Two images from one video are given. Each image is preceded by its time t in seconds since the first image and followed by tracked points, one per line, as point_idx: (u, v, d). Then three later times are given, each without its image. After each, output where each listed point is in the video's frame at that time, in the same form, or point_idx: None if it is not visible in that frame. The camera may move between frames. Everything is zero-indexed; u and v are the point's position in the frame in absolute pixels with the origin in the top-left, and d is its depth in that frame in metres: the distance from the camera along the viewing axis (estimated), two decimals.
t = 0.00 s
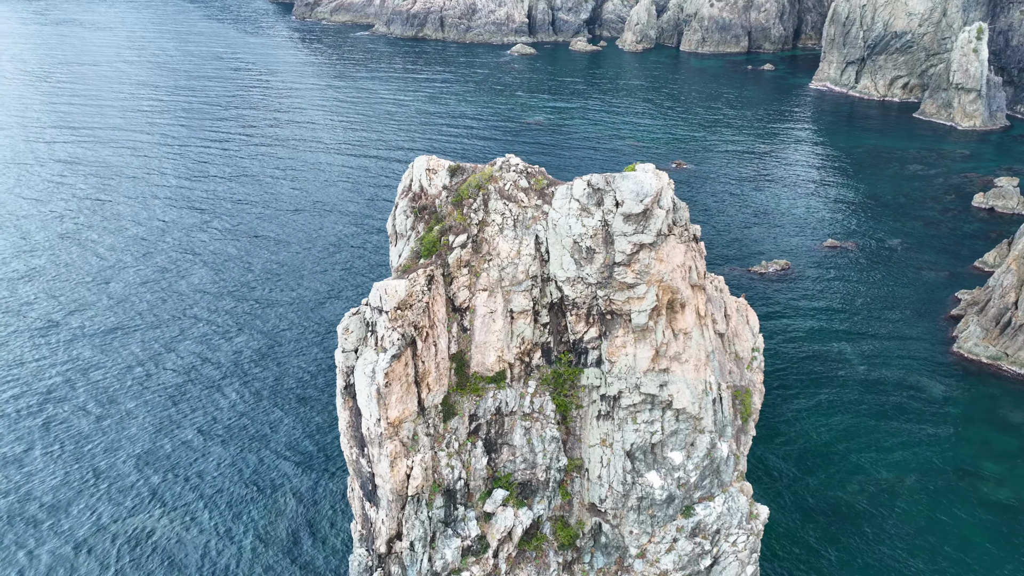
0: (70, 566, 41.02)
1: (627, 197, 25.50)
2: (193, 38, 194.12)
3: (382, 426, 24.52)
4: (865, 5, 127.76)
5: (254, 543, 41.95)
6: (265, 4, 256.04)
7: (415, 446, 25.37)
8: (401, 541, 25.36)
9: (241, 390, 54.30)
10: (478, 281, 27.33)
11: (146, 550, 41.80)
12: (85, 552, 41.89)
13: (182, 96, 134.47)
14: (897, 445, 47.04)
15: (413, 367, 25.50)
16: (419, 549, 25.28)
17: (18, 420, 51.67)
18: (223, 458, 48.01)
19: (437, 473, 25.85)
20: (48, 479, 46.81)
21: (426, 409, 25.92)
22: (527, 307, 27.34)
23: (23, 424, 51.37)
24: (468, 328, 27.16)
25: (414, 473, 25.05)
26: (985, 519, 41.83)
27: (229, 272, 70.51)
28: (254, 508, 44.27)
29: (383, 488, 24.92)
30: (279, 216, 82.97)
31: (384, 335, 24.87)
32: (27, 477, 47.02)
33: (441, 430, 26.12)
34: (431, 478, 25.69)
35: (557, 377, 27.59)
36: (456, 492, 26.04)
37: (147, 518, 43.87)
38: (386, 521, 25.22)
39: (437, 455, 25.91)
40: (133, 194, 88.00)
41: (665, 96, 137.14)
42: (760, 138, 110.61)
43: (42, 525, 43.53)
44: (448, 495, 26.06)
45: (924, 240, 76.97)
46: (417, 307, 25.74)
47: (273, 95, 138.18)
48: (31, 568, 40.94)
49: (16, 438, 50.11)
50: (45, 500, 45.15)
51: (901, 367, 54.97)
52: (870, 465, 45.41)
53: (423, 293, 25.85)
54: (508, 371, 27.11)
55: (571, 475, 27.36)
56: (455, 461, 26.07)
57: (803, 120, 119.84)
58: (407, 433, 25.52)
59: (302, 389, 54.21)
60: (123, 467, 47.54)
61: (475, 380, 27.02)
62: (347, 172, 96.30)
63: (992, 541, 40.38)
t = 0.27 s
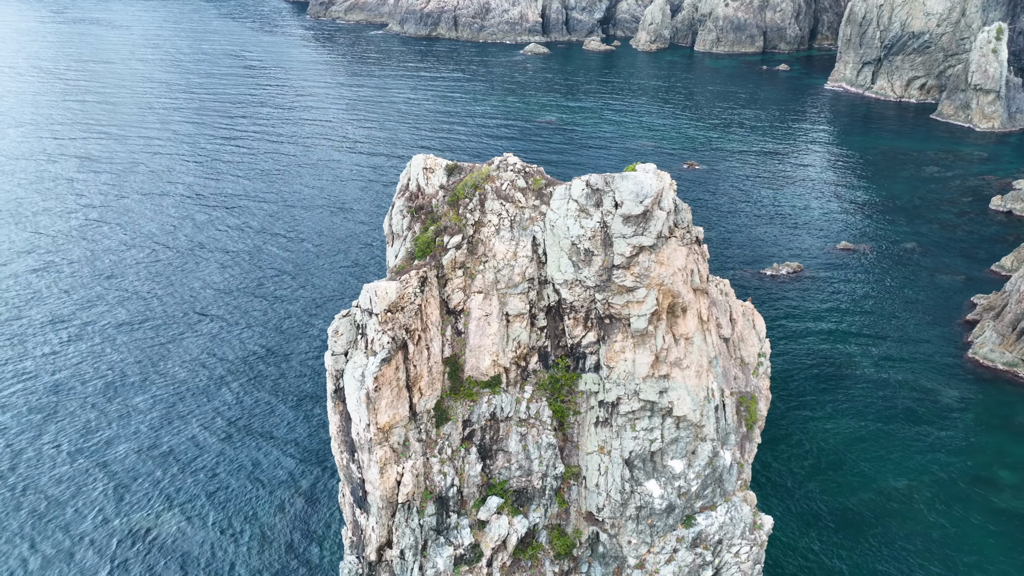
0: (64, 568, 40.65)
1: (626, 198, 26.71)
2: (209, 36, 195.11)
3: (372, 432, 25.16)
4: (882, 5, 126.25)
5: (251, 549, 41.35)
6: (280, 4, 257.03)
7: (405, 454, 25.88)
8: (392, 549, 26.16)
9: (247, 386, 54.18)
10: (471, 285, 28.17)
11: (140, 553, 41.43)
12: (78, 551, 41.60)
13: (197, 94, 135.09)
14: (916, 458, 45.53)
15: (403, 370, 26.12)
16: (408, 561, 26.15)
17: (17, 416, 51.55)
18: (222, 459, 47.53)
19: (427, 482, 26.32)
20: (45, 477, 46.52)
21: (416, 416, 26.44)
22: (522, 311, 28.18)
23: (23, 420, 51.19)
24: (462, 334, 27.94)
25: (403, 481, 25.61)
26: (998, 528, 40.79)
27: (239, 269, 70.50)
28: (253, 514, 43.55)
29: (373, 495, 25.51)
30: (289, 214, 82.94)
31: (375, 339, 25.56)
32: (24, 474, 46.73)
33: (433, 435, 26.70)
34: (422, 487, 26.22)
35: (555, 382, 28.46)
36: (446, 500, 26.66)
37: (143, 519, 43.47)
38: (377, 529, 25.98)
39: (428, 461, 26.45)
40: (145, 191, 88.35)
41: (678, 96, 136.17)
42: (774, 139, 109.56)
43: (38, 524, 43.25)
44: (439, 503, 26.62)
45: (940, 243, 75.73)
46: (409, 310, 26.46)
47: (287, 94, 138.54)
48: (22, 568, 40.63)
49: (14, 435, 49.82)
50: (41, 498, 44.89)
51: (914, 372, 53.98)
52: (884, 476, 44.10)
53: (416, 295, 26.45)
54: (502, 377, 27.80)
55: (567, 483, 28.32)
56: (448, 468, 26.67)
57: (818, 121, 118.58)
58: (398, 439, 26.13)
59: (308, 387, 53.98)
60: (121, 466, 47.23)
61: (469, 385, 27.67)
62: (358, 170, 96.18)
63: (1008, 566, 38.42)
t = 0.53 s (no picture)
0: (59, 566, 40.39)
1: (626, 198, 26.44)
2: (223, 35, 196.02)
3: (361, 434, 25.42)
4: (899, 5, 124.83)
5: (250, 547, 41.14)
6: (294, 3, 257.69)
7: (398, 456, 26.21)
8: (382, 556, 26.30)
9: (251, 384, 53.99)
10: (466, 286, 28.24)
11: (137, 552, 41.09)
12: (77, 548, 41.45)
13: (209, 92, 135.48)
14: (920, 457, 45.36)
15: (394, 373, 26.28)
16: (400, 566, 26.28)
17: (20, 411, 51.46)
18: (222, 458, 47.19)
19: (420, 486, 26.52)
20: (45, 473, 46.35)
21: (409, 419, 26.73)
22: (518, 313, 28.24)
23: (26, 416, 51.08)
24: (457, 337, 28.11)
25: (395, 486, 25.72)
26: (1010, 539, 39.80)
27: (245, 267, 70.37)
28: (255, 508, 43.63)
29: (364, 500, 25.79)
30: (297, 211, 82.77)
31: (365, 340, 25.84)
32: (23, 470, 46.57)
33: (425, 439, 26.90)
34: (415, 491, 26.45)
35: (552, 385, 28.68)
36: (440, 505, 26.84)
37: (140, 518, 43.15)
38: (367, 535, 26.20)
39: (419, 464, 26.59)
40: (154, 188, 88.51)
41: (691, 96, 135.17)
42: (787, 140, 108.51)
43: (35, 521, 43.02)
44: (433, 509, 26.81)
45: (955, 247, 74.50)
46: (401, 311, 26.53)
47: (298, 92, 138.72)
48: (19, 565, 40.44)
49: (15, 430, 49.72)
50: (40, 495, 44.68)
51: (927, 378, 52.99)
52: (888, 477, 43.82)
53: (407, 297, 26.53)
54: (497, 381, 28.01)
55: (563, 490, 28.53)
56: (440, 474, 26.85)
57: (832, 122, 117.30)
58: (389, 444, 26.26)
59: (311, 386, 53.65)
60: (121, 464, 46.98)
61: (463, 387, 27.98)
62: (367, 169, 95.97)
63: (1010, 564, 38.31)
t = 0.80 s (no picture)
0: (52, 566, 40.03)
1: (624, 198, 26.61)
2: (237, 34, 196.76)
3: (350, 439, 25.03)
4: (915, 5, 123.43)
5: (247, 546, 40.82)
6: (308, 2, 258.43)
7: (386, 463, 25.81)
8: (372, 562, 25.79)
9: (254, 381, 53.83)
10: (461, 287, 28.30)
11: (132, 552, 40.75)
12: (77, 540, 41.57)
13: (222, 90, 136.03)
14: (922, 459, 44.82)
15: (385, 377, 25.99)
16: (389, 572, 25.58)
17: (26, 404, 51.68)
18: (222, 458, 46.81)
19: (412, 492, 26.12)
20: (43, 471, 46.09)
21: (401, 423, 26.51)
22: (513, 315, 28.22)
23: (27, 413, 50.90)
24: (452, 339, 28.02)
25: (384, 492, 25.33)
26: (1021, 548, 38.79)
27: (253, 264, 70.34)
28: (253, 505, 43.47)
29: (353, 504, 25.37)
30: (306, 209, 82.66)
31: (354, 343, 25.65)
32: (21, 467, 46.32)
33: (417, 444, 26.60)
34: (406, 497, 26.03)
35: (549, 390, 28.55)
36: (431, 512, 26.29)
37: (139, 514, 42.99)
38: (357, 541, 25.85)
39: (413, 471, 26.33)
40: (165, 185, 88.80)
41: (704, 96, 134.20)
42: (800, 140, 107.38)
43: (32, 519, 42.76)
44: (424, 515, 26.24)
45: (970, 250, 73.26)
46: (392, 313, 26.42)
47: (310, 91, 138.86)
48: (19, 555, 40.60)
49: (16, 428, 49.53)
50: (38, 492, 44.46)
51: (940, 384, 51.99)
52: (891, 480, 43.20)
53: (399, 298, 26.57)
54: (490, 385, 27.77)
55: (560, 497, 28.22)
56: (433, 480, 26.45)
57: (846, 122, 116.10)
58: (379, 448, 25.93)
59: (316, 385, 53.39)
60: (120, 462, 46.69)
61: (457, 391, 27.70)
62: (376, 167, 95.77)
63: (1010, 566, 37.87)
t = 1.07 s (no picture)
0: (34, 569, 39.46)
1: (623, 198, 27.05)
2: (254, 32, 197.77)
3: (337, 444, 25.40)
4: (935, 4, 121.66)
5: (246, 541, 40.80)
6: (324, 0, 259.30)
7: (374, 470, 26.24)
8: (361, 569, 26.40)
9: (260, 376, 53.77)
10: (455, 289, 29.05)
11: (115, 556, 40.14)
12: (78, 528, 41.75)
13: (237, 87, 136.76)
14: (918, 461, 44.32)
15: (375, 380, 26.39)
16: None
17: (34, 394, 52.03)
18: (214, 461, 46.03)
19: (403, 497, 26.72)
20: (34, 470, 45.64)
21: (392, 426, 27.05)
22: (507, 319, 28.90)
23: (21, 411, 50.48)
24: (445, 342, 28.80)
25: (373, 497, 25.82)
26: None
27: (263, 261, 70.40)
28: (246, 504, 43.12)
29: (342, 511, 25.85)
30: (317, 206, 82.68)
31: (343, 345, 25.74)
32: (12, 466, 45.86)
33: (409, 449, 27.17)
34: (398, 501, 26.63)
35: (545, 395, 28.96)
36: (422, 518, 26.90)
37: (140, 505, 43.10)
38: (346, 547, 26.41)
39: (405, 477, 26.84)
40: (179, 181, 89.28)
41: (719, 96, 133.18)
42: (815, 141, 106.22)
43: (18, 519, 42.27)
44: (415, 522, 26.90)
45: (988, 254, 71.93)
46: (383, 314, 26.86)
47: (324, 89, 139.20)
48: (21, 543, 40.83)
49: (9, 426, 49.12)
50: (26, 491, 43.97)
51: (955, 389, 50.98)
52: (891, 487, 42.43)
53: (390, 298, 27.01)
54: (484, 390, 28.46)
55: (556, 503, 28.65)
56: (424, 485, 26.93)
57: (863, 123, 114.71)
58: (368, 452, 26.43)
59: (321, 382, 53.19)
60: (111, 463, 46.10)
61: (450, 395, 28.37)
62: (388, 165, 95.63)
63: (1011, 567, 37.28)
